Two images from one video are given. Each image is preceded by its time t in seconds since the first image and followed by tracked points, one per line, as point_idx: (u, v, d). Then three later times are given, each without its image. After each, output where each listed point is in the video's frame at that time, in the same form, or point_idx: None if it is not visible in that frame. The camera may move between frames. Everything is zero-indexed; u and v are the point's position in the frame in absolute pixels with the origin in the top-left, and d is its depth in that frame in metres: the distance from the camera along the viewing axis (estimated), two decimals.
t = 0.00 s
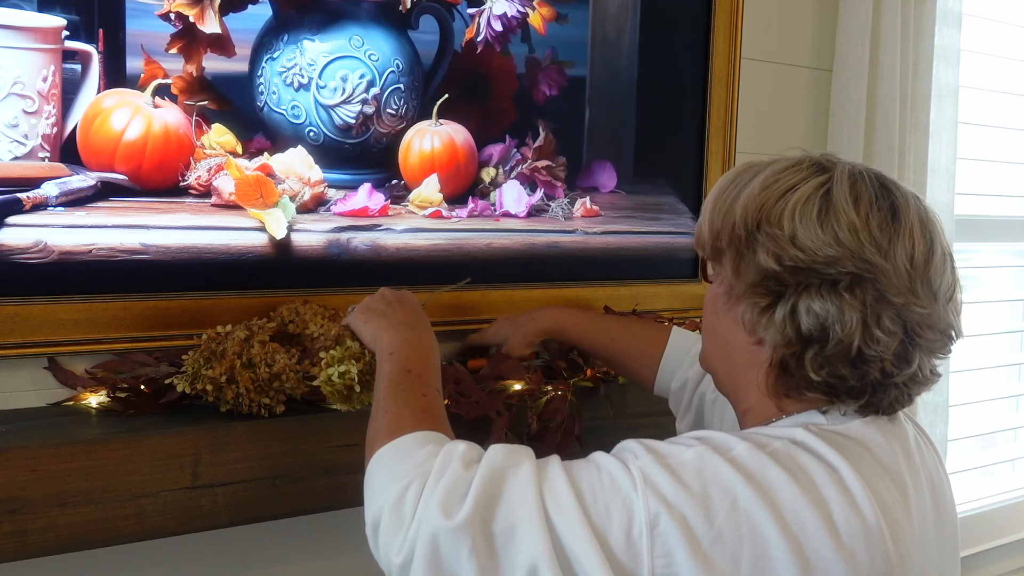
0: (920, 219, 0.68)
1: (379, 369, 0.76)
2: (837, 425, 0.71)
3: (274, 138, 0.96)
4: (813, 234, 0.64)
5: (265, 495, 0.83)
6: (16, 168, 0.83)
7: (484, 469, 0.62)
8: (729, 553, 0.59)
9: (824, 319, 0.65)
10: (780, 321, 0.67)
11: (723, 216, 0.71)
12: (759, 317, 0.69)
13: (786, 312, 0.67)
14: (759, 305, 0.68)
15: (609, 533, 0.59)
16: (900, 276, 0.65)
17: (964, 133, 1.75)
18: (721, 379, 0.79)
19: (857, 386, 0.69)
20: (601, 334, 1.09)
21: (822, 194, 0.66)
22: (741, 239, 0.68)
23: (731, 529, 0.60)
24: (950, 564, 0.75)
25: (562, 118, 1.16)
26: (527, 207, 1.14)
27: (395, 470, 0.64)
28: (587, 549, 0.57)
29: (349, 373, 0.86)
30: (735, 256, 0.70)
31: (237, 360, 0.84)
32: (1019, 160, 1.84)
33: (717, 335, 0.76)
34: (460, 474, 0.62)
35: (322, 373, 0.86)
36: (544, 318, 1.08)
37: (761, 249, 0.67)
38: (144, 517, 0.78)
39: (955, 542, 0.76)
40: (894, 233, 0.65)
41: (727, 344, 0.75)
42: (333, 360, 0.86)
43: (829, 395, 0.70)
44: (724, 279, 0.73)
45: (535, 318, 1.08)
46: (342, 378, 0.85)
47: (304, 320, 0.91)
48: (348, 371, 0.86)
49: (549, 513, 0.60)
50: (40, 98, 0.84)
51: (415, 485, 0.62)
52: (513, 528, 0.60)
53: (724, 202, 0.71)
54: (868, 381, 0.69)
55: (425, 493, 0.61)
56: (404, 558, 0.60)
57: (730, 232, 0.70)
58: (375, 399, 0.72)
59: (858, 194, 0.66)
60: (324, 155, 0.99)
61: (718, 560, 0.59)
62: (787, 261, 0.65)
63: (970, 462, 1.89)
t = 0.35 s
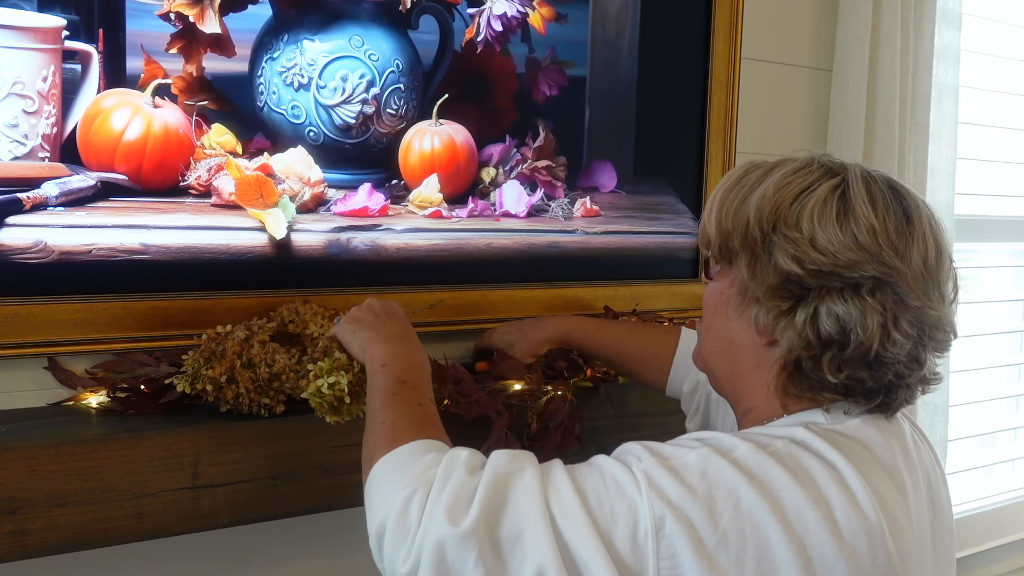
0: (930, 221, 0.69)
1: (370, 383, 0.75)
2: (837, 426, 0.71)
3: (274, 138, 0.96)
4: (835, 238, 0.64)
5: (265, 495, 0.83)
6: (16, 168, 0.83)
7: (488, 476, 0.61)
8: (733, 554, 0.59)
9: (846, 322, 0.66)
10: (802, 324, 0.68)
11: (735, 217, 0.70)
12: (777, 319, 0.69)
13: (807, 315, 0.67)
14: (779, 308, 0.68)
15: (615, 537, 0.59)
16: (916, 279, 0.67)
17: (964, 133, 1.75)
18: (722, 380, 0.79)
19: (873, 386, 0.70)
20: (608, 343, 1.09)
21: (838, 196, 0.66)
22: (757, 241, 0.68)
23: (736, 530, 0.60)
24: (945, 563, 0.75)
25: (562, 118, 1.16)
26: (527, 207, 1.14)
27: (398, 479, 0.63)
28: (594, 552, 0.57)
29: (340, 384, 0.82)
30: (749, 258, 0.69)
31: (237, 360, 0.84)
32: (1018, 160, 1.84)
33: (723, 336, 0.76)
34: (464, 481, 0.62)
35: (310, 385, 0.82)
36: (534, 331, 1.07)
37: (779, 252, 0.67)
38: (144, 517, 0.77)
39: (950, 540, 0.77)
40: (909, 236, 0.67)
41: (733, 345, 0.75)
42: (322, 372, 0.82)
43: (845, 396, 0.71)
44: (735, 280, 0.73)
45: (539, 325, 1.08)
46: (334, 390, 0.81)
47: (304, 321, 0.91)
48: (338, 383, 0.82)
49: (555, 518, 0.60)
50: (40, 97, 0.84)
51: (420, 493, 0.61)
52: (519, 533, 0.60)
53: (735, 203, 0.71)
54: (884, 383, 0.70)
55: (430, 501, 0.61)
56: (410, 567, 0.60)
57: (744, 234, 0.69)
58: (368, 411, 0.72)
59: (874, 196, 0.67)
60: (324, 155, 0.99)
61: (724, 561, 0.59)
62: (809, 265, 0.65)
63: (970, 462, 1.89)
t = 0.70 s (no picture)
0: (937, 226, 0.70)
1: (369, 371, 0.75)
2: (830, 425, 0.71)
3: (273, 138, 0.96)
4: (848, 245, 0.64)
5: (265, 495, 0.83)
6: (16, 168, 0.83)
7: (483, 466, 0.62)
8: (727, 550, 0.59)
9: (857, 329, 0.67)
10: (812, 331, 0.68)
11: (743, 220, 0.70)
12: (786, 324, 0.69)
13: (818, 322, 0.67)
14: (789, 314, 0.68)
15: (609, 528, 0.59)
16: (924, 285, 0.67)
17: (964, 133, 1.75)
18: (720, 380, 0.79)
19: (879, 392, 0.71)
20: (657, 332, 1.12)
21: (849, 201, 0.66)
22: (767, 245, 0.68)
23: (729, 526, 0.60)
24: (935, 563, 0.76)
25: (562, 118, 1.16)
26: (527, 207, 1.14)
27: (394, 467, 0.63)
28: (588, 545, 0.57)
29: (337, 366, 0.86)
30: (758, 261, 0.69)
31: (237, 360, 0.84)
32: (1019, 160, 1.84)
33: (725, 337, 0.76)
34: (459, 469, 0.62)
35: (306, 363, 0.85)
36: (581, 291, 1.12)
37: (790, 257, 0.66)
38: (144, 517, 0.77)
39: (945, 542, 0.77)
40: (919, 242, 0.67)
41: (735, 346, 0.75)
42: (321, 353, 0.86)
43: (852, 401, 0.71)
44: (740, 282, 0.73)
45: (593, 292, 1.13)
46: (329, 371, 0.85)
47: (304, 320, 0.91)
48: (335, 366, 0.85)
49: (549, 511, 0.60)
50: (40, 97, 0.84)
51: (415, 480, 0.61)
52: (513, 524, 0.60)
53: (743, 205, 0.70)
54: (891, 389, 0.71)
55: (425, 489, 0.61)
56: (404, 554, 0.60)
57: (753, 237, 0.69)
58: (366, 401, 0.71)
59: (885, 201, 0.66)
60: (323, 155, 0.99)
61: (717, 557, 0.59)
62: (821, 271, 0.65)
63: (970, 462, 1.89)
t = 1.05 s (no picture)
0: (946, 229, 0.69)
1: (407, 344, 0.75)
2: (843, 429, 0.71)
3: (274, 138, 0.96)
4: (849, 249, 0.64)
5: (265, 495, 0.83)
6: (16, 168, 0.83)
7: (497, 427, 0.63)
8: (728, 540, 0.60)
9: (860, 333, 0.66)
10: (815, 335, 0.68)
11: (746, 223, 0.70)
12: (789, 329, 0.69)
13: (821, 326, 0.67)
14: (792, 318, 0.68)
15: (609, 507, 0.60)
16: (930, 289, 0.67)
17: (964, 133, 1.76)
18: (728, 382, 0.79)
19: (886, 397, 0.70)
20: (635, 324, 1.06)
21: (853, 204, 0.66)
22: (770, 249, 0.68)
23: (731, 517, 0.60)
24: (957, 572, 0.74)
25: (562, 118, 1.16)
26: (527, 207, 1.14)
27: (414, 418, 0.65)
28: (588, 523, 0.58)
29: (382, 339, 0.84)
30: (761, 265, 0.69)
31: (237, 360, 0.84)
32: (1019, 160, 1.84)
33: (732, 341, 0.76)
34: (474, 425, 0.63)
35: (353, 336, 0.85)
36: (549, 273, 0.97)
37: (793, 261, 0.66)
38: (144, 517, 0.77)
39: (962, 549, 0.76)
40: (925, 246, 0.66)
41: (743, 351, 0.75)
42: (368, 327, 0.85)
43: (858, 407, 0.71)
44: (745, 285, 0.73)
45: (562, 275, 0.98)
46: (373, 342, 0.84)
47: (304, 320, 0.91)
48: (381, 338, 0.84)
49: (556, 488, 0.61)
50: (40, 97, 0.84)
51: (431, 430, 0.63)
52: (519, 489, 0.61)
53: (747, 209, 0.71)
54: (898, 395, 0.70)
55: (439, 439, 0.62)
56: (413, 498, 0.61)
57: (756, 240, 0.69)
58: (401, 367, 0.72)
59: (889, 203, 0.66)
60: (323, 154, 0.99)
61: (718, 546, 0.60)
62: (822, 275, 0.65)
63: (970, 462, 1.89)
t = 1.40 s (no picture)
0: (949, 228, 0.69)
1: (411, 349, 0.82)
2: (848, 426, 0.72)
3: (274, 138, 0.96)
4: (850, 249, 0.64)
5: (265, 495, 0.83)
6: (16, 168, 0.83)
7: (507, 412, 0.67)
8: (727, 531, 0.60)
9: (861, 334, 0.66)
10: (817, 336, 0.68)
11: (748, 225, 0.71)
12: (791, 331, 0.69)
13: (823, 326, 0.67)
14: (794, 319, 0.69)
15: (606, 494, 0.62)
16: (933, 289, 0.66)
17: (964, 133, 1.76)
18: (734, 384, 0.79)
19: (890, 398, 0.70)
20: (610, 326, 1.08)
21: (853, 204, 0.66)
22: (771, 250, 0.68)
23: (729, 509, 0.61)
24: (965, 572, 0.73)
25: (562, 118, 1.16)
26: (527, 207, 1.14)
27: (430, 402, 0.69)
28: (588, 510, 0.61)
29: (384, 347, 0.90)
30: (762, 266, 0.70)
31: (237, 360, 0.84)
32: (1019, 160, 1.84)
33: (736, 344, 0.76)
34: (486, 409, 0.67)
35: (353, 345, 0.91)
36: (522, 288, 1.02)
37: (793, 262, 0.67)
38: (144, 517, 0.77)
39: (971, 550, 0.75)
40: (926, 245, 0.66)
41: (747, 353, 0.75)
42: (369, 335, 0.91)
43: (862, 407, 0.71)
44: (748, 288, 0.73)
45: (535, 290, 1.03)
46: (375, 351, 0.90)
47: (304, 320, 0.91)
48: (382, 346, 0.90)
49: (557, 476, 0.63)
50: (40, 98, 0.84)
51: (443, 413, 0.67)
52: (525, 473, 0.63)
53: (748, 211, 0.71)
54: (902, 395, 0.70)
55: (451, 420, 0.66)
56: (428, 476, 0.65)
57: (758, 242, 0.69)
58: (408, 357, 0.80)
59: (890, 203, 0.66)
60: (323, 154, 0.99)
61: (716, 538, 0.60)
62: (822, 276, 0.65)
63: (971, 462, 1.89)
